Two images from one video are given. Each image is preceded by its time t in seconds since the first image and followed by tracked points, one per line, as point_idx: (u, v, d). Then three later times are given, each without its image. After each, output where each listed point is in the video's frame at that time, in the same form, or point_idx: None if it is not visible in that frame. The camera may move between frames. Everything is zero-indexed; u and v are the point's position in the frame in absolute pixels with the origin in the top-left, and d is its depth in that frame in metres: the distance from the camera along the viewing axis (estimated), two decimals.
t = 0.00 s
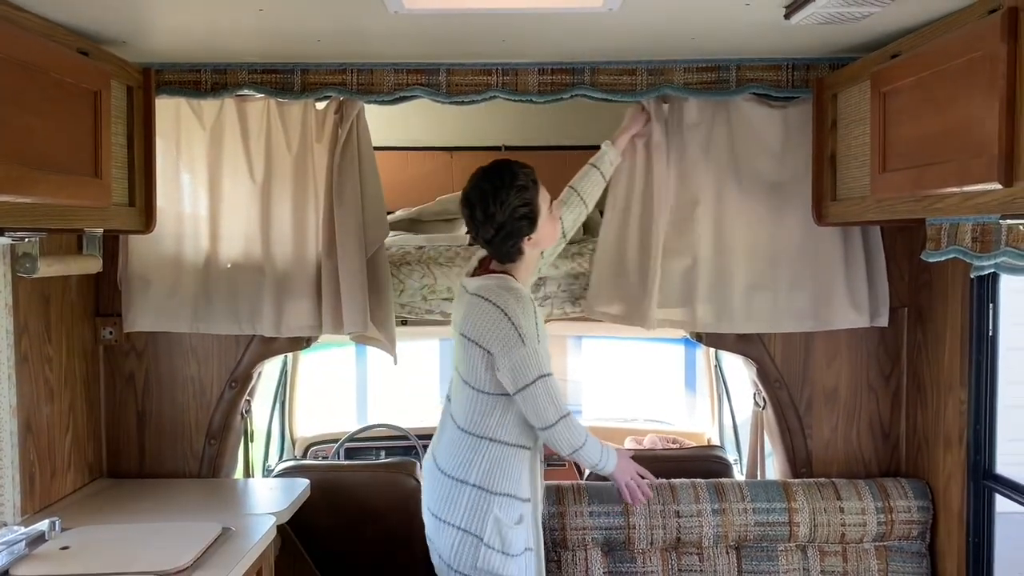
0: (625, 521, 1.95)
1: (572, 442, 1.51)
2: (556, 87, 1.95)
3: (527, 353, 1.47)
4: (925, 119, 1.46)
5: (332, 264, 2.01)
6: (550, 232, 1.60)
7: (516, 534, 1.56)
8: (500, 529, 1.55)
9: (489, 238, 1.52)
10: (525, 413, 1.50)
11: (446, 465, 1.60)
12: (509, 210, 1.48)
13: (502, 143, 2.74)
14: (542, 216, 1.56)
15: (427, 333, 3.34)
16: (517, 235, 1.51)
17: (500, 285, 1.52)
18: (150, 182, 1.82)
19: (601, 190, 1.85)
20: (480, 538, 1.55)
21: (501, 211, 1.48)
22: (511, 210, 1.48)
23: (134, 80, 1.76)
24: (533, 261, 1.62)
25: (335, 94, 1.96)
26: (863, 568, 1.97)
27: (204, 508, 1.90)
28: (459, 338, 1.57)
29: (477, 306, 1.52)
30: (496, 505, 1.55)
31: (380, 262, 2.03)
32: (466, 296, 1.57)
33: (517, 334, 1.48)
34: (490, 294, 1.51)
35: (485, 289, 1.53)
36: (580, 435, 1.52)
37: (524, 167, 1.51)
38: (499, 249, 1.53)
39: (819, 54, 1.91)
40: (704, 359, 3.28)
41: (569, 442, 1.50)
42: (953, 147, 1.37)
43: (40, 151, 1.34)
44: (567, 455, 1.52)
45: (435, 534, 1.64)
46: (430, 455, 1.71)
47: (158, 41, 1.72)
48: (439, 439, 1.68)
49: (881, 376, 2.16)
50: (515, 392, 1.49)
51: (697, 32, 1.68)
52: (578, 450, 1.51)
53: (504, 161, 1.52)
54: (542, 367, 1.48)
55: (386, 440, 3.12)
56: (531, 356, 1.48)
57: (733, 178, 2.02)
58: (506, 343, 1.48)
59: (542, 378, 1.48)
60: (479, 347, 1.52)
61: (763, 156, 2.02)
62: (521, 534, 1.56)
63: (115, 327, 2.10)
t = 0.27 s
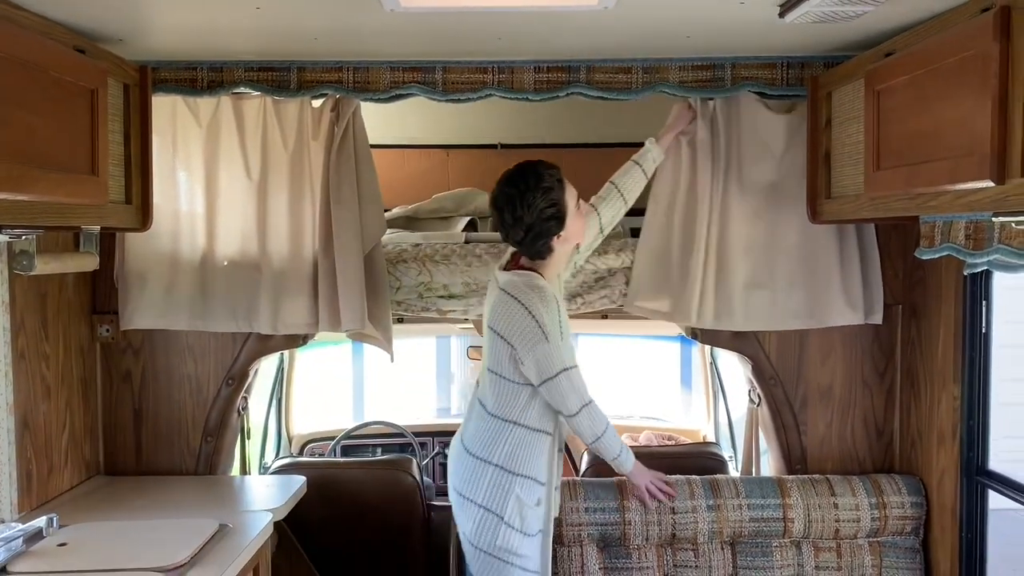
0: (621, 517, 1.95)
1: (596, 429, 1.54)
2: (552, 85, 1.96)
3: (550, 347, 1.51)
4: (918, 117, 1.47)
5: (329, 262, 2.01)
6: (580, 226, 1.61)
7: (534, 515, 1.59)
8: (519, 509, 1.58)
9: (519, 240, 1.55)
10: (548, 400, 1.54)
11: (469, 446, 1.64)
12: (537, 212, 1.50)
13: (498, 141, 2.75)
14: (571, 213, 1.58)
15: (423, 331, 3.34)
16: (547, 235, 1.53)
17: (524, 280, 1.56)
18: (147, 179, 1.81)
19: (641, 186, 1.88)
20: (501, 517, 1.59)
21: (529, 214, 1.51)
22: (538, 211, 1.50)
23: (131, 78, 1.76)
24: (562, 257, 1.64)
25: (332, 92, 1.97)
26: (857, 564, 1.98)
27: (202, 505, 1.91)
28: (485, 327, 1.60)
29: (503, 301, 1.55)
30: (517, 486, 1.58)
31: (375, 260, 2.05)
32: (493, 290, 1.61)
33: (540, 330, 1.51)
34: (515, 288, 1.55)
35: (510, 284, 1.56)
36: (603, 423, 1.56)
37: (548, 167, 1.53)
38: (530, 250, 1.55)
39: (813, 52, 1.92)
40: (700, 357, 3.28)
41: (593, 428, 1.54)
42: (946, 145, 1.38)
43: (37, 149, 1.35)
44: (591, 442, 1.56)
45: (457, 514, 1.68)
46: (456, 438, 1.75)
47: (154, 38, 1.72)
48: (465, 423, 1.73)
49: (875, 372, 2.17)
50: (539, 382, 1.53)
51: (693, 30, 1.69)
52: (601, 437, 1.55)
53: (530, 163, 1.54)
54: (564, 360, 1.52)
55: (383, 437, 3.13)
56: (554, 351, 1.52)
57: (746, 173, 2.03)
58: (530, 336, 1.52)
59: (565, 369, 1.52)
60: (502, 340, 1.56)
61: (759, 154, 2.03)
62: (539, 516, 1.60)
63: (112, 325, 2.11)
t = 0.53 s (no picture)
0: (618, 513, 1.96)
1: (597, 424, 1.55)
2: (547, 82, 1.97)
3: (567, 333, 1.51)
4: (910, 113, 1.48)
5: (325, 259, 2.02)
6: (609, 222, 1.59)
7: (549, 497, 1.60)
8: (535, 490, 1.59)
9: (546, 233, 1.55)
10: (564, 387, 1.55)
11: (488, 426, 1.65)
12: (563, 207, 1.50)
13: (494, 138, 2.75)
14: (600, 206, 1.56)
15: (418, 328, 3.35)
16: (573, 229, 1.53)
17: (549, 267, 1.56)
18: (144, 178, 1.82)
19: (681, 181, 1.84)
20: (516, 497, 1.60)
21: (555, 209, 1.50)
22: (565, 206, 1.50)
23: (126, 76, 1.77)
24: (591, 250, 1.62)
25: (327, 90, 1.97)
26: (851, 557, 2.00)
27: (200, 502, 1.91)
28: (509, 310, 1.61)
29: (526, 285, 1.56)
30: (533, 468, 1.59)
31: (370, 259, 2.05)
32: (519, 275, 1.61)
33: (561, 317, 1.51)
34: (539, 273, 1.55)
35: (536, 270, 1.56)
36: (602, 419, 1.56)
37: (576, 162, 1.51)
38: (557, 243, 1.55)
39: (807, 49, 1.93)
40: (696, 352, 3.30)
41: (597, 421, 1.55)
42: (938, 141, 1.39)
43: (33, 148, 1.35)
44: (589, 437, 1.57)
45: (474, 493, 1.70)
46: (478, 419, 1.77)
47: (150, 37, 1.72)
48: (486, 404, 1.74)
49: (869, 367, 2.19)
50: (556, 367, 1.54)
51: (687, 28, 1.70)
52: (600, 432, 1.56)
53: (558, 157, 1.52)
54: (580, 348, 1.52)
55: (380, 434, 3.14)
56: (572, 338, 1.52)
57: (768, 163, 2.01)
58: (548, 321, 1.52)
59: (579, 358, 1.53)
60: (525, 325, 1.56)
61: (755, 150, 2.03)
62: (554, 498, 1.60)
63: (109, 323, 2.11)
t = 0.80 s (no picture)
0: (617, 509, 1.97)
1: (608, 413, 1.56)
2: (546, 79, 1.97)
3: (583, 319, 1.52)
4: (907, 111, 1.49)
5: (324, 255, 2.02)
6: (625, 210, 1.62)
7: (552, 476, 1.61)
8: (538, 466, 1.61)
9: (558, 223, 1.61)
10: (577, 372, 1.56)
11: (499, 399, 1.68)
12: (571, 196, 1.55)
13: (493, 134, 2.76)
14: (612, 195, 1.59)
15: (416, 324, 3.36)
16: (583, 218, 1.58)
17: (572, 254, 1.58)
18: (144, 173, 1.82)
19: (715, 174, 1.86)
20: (518, 472, 1.62)
21: (564, 199, 1.56)
22: (572, 195, 1.55)
23: (127, 71, 1.77)
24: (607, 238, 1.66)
25: (327, 86, 1.98)
26: (847, 552, 2.01)
27: (199, 496, 1.92)
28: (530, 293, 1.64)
29: (548, 269, 1.59)
30: (537, 444, 1.61)
31: (370, 254, 2.06)
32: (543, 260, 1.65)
33: (577, 303, 1.52)
34: (562, 259, 1.57)
35: (556, 257, 1.59)
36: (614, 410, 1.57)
37: (584, 151, 1.57)
38: (569, 232, 1.61)
39: (805, 47, 1.94)
40: (693, 348, 3.32)
41: (609, 410, 1.56)
42: (935, 139, 1.40)
43: (35, 143, 1.35)
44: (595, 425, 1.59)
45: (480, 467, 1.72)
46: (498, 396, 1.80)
47: (151, 32, 1.72)
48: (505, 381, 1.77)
49: (866, 364, 2.20)
50: (571, 352, 1.55)
51: (686, 25, 1.71)
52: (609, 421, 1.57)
53: (569, 147, 1.58)
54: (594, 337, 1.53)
55: (377, 429, 3.15)
56: (588, 325, 1.53)
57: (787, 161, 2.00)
58: (566, 307, 1.54)
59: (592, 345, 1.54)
60: (542, 309, 1.58)
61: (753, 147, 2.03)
62: (557, 478, 1.62)
63: (108, 318, 2.11)
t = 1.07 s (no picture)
0: (613, 506, 1.97)
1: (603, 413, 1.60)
2: (544, 76, 1.98)
3: (576, 327, 1.55)
4: (903, 111, 1.50)
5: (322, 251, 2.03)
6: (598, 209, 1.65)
7: (551, 487, 1.63)
8: (538, 481, 1.61)
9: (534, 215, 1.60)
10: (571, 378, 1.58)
11: (492, 418, 1.67)
12: (552, 188, 1.55)
13: (490, 131, 2.77)
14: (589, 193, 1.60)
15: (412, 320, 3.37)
16: (561, 212, 1.58)
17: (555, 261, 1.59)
18: (143, 167, 1.82)
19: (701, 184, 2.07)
20: (518, 488, 1.62)
21: (546, 189, 1.56)
22: (553, 187, 1.55)
23: (126, 66, 1.77)
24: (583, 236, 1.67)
25: (326, 82, 1.98)
26: (839, 549, 2.02)
27: (195, 490, 1.93)
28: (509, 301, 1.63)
29: (529, 276, 1.59)
30: (536, 459, 1.61)
31: (368, 250, 2.06)
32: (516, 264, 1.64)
33: (569, 311, 1.54)
34: (548, 267, 1.58)
35: (537, 263, 1.59)
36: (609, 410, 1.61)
37: (568, 149, 1.58)
38: (543, 225, 1.60)
39: (802, 47, 1.95)
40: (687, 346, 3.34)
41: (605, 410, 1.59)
42: (930, 140, 1.41)
43: (35, 137, 1.36)
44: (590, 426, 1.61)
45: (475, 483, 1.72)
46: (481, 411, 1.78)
47: (150, 26, 1.73)
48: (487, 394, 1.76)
49: (859, 363, 2.21)
50: (564, 359, 1.57)
51: (684, 25, 1.72)
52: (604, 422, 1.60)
53: (552, 142, 1.59)
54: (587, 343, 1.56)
55: (373, 425, 3.16)
56: (580, 332, 1.55)
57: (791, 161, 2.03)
58: (557, 316, 1.55)
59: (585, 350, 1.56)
60: (528, 317, 1.58)
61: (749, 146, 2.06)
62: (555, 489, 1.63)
63: (106, 312, 2.12)
